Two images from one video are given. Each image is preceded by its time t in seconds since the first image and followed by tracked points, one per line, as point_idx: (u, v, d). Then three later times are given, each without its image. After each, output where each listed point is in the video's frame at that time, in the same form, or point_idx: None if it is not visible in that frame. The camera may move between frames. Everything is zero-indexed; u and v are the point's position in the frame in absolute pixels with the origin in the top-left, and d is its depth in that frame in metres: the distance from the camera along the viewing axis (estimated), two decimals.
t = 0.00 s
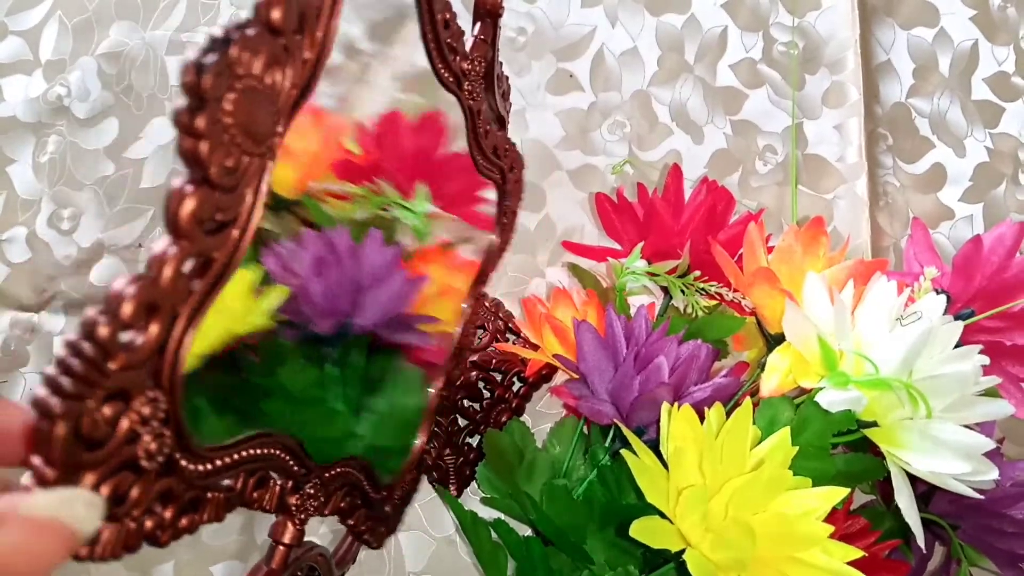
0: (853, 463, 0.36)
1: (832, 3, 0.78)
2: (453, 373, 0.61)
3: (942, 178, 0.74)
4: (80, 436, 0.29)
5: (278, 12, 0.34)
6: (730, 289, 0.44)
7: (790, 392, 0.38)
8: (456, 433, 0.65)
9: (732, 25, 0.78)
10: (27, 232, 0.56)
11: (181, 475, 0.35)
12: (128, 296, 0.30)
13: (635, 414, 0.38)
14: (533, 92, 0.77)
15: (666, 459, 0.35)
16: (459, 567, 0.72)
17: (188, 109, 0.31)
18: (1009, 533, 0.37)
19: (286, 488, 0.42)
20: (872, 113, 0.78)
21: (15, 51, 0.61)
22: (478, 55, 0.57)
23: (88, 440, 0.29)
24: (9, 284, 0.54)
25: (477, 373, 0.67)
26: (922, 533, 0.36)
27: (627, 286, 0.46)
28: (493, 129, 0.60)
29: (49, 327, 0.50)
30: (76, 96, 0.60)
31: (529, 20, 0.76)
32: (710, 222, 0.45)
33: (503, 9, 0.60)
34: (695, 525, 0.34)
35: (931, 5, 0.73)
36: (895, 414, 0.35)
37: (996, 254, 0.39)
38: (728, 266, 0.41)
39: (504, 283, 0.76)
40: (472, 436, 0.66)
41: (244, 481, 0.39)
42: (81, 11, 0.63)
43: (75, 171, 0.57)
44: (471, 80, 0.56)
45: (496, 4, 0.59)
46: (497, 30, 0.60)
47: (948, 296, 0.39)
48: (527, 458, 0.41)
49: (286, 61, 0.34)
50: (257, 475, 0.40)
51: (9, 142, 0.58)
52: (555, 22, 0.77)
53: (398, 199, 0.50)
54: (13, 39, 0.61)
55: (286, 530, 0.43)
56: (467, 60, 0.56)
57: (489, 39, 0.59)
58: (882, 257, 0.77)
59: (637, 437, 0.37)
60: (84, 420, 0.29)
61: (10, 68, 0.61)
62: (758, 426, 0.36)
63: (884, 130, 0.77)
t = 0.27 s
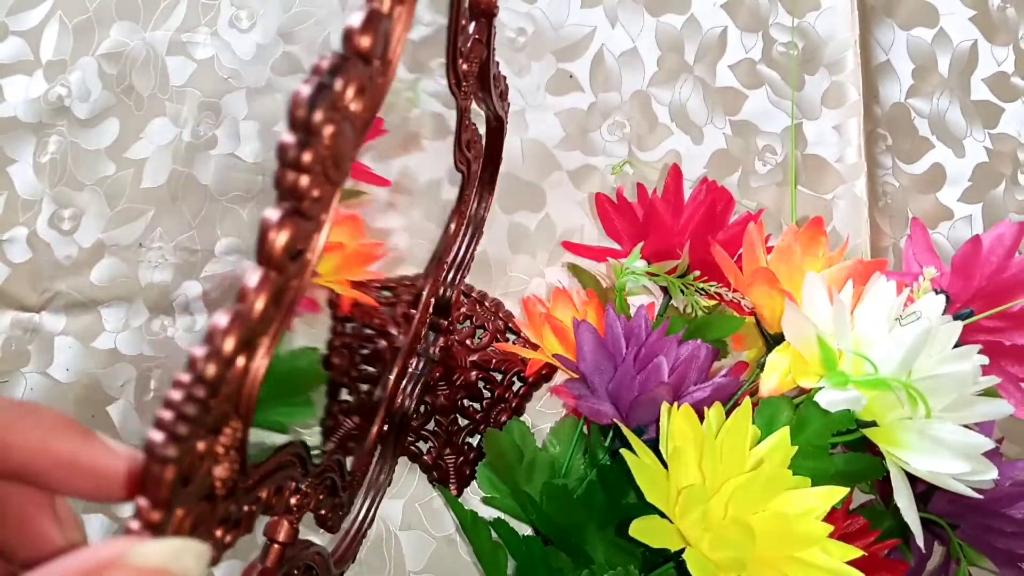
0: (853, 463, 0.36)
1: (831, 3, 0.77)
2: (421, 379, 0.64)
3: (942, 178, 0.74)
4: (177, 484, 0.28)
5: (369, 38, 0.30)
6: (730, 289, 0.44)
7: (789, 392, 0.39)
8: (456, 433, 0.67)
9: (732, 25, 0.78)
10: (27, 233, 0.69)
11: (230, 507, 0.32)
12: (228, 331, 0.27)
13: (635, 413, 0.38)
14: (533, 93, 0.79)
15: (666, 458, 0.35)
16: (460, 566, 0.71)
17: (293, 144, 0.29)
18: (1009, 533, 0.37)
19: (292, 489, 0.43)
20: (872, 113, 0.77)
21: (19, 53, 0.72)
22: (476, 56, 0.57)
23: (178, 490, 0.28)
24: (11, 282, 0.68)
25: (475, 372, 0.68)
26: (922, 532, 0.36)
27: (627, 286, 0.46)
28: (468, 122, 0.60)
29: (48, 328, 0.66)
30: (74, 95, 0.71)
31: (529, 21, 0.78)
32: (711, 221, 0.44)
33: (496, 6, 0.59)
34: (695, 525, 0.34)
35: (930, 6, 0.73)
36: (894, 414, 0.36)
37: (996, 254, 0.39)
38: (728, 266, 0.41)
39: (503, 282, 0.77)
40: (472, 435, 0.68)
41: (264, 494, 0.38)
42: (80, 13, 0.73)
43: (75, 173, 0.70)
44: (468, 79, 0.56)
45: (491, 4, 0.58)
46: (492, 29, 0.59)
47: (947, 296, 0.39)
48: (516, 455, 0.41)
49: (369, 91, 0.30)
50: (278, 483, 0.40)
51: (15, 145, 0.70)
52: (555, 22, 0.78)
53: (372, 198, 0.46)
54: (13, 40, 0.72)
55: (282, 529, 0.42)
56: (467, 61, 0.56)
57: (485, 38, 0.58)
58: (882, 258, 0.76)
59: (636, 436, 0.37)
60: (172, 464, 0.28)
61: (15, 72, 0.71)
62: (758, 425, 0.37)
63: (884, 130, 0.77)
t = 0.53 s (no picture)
0: (856, 464, 0.36)
1: (832, 2, 0.77)
2: (419, 380, 0.65)
3: (945, 178, 0.73)
4: (256, 514, 0.33)
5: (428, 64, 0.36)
6: (731, 289, 0.44)
7: (792, 393, 0.38)
8: (456, 435, 0.67)
9: (733, 24, 0.78)
10: (25, 233, 0.70)
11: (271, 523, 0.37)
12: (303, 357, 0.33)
13: (636, 415, 0.38)
14: (533, 91, 0.78)
15: (667, 460, 0.35)
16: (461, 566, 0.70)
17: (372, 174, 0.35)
18: (1012, 535, 0.37)
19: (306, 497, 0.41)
20: (873, 112, 0.77)
21: (17, 52, 0.71)
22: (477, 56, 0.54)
23: (256, 518, 0.33)
24: (10, 284, 0.70)
25: (475, 374, 0.67)
26: (925, 534, 0.35)
27: (628, 286, 0.46)
28: (472, 113, 0.57)
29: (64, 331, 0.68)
30: (74, 94, 0.71)
31: (529, 20, 0.77)
32: (711, 221, 0.44)
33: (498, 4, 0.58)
34: (696, 527, 0.33)
35: (932, 5, 0.73)
36: (898, 415, 0.35)
37: (999, 254, 0.39)
38: (729, 266, 0.41)
39: (504, 282, 0.76)
40: (472, 437, 0.67)
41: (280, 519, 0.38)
42: (79, 11, 0.72)
43: (76, 172, 0.71)
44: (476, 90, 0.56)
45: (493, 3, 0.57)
46: (495, 28, 0.59)
47: (950, 296, 0.39)
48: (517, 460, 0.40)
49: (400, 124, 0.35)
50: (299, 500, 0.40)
51: (12, 143, 0.70)
52: (555, 21, 0.77)
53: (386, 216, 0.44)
54: (12, 39, 0.71)
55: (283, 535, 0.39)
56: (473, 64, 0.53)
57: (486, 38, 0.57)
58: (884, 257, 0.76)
59: (637, 438, 0.37)
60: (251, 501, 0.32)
61: (13, 70, 0.71)
62: (759, 426, 0.36)
63: (886, 129, 0.77)
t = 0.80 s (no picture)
0: (853, 463, 0.36)
1: (831, 3, 0.77)
2: (420, 380, 0.65)
3: (942, 179, 0.74)
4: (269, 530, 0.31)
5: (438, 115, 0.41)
6: (730, 289, 0.44)
7: (789, 392, 0.39)
8: (456, 433, 0.67)
9: (733, 25, 0.78)
10: (29, 233, 0.70)
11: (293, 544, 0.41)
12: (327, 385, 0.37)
13: (635, 414, 0.38)
14: (533, 93, 0.78)
15: (666, 459, 0.35)
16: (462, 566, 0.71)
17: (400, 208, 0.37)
18: (1008, 533, 0.37)
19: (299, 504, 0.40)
20: (872, 113, 0.77)
21: (19, 53, 0.70)
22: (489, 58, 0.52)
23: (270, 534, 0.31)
24: (12, 283, 0.69)
25: (475, 373, 0.68)
26: (921, 532, 0.36)
27: (627, 286, 0.46)
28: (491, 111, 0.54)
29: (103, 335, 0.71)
30: (76, 96, 0.71)
31: (530, 21, 0.77)
32: (710, 221, 0.45)
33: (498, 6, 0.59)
34: (695, 525, 0.34)
35: (930, 5, 0.73)
36: (894, 414, 0.35)
37: (996, 254, 0.39)
38: (728, 266, 0.41)
39: (503, 282, 0.77)
40: (472, 436, 0.68)
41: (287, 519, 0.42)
42: (80, 12, 0.71)
43: (76, 172, 0.71)
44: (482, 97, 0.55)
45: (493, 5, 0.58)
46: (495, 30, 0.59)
47: (947, 296, 0.39)
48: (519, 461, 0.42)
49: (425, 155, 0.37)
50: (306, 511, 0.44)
51: (15, 145, 0.70)
52: (555, 22, 0.77)
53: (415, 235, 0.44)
54: (13, 39, 0.70)
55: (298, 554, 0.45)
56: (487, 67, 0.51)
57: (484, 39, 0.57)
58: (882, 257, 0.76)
59: (637, 436, 0.37)
60: (285, 527, 0.26)
61: (15, 72, 0.70)
62: (758, 425, 0.37)
63: (884, 130, 0.77)
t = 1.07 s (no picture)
0: (853, 463, 0.36)
1: (831, 4, 0.77)
2: (419, 380, 0.65)
3: (941, 179, 0.74)
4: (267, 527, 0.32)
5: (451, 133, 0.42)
6: (730, 289, 0.44)
7: (789, 392, 0.39)
8: (456, 433, 0.68)
9: (732, 25, 0.78)
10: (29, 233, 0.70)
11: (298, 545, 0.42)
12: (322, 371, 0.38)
13: (634, 414, 0.38)
14: (533, 93, 0.78)
15: (666, 459, 0.35)
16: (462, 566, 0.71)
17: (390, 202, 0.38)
18: (1008, 533, 0.37)
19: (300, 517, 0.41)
20: (871, 113, 0.77)
21: (20, 53, 0.71)
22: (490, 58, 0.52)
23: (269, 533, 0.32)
24: (12, 283, 0.70)
25: (475, 373, 0.68)
26: (921, 532, 0.36)
27: (627, 286, 0.46)
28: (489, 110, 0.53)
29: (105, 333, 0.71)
30: (76, 96, 0.72)
31: (529, 21, 0.77)
32: (710, 221, 0.44)
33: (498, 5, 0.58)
34: (695, 525, 0.34)
35: (930, 6, 0.73)
36: (895, 414, 0.35)
37: (996, 254, 0.39)
38: (728, 266, 0.41)
39: (503, 282, 0.77)
40: (472, 436, 0.68)
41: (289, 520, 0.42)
42: (80, 12, 0.72)
43: (76, 172, 0.72)
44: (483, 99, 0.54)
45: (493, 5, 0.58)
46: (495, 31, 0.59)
47: (947, 296, 0.39)
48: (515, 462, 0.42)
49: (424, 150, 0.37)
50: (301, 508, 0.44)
51: (15, 145, 0.70)
52: (555, 21, 0.77)
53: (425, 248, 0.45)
54: (13, 40, 0.70)
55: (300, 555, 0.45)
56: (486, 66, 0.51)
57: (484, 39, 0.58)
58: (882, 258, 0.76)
59: (636, 436, 0.37)
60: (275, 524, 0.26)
61: (15, 72, 0.70)
62: (758, 425, 0.37)
63: (884, 130, 0.77)
